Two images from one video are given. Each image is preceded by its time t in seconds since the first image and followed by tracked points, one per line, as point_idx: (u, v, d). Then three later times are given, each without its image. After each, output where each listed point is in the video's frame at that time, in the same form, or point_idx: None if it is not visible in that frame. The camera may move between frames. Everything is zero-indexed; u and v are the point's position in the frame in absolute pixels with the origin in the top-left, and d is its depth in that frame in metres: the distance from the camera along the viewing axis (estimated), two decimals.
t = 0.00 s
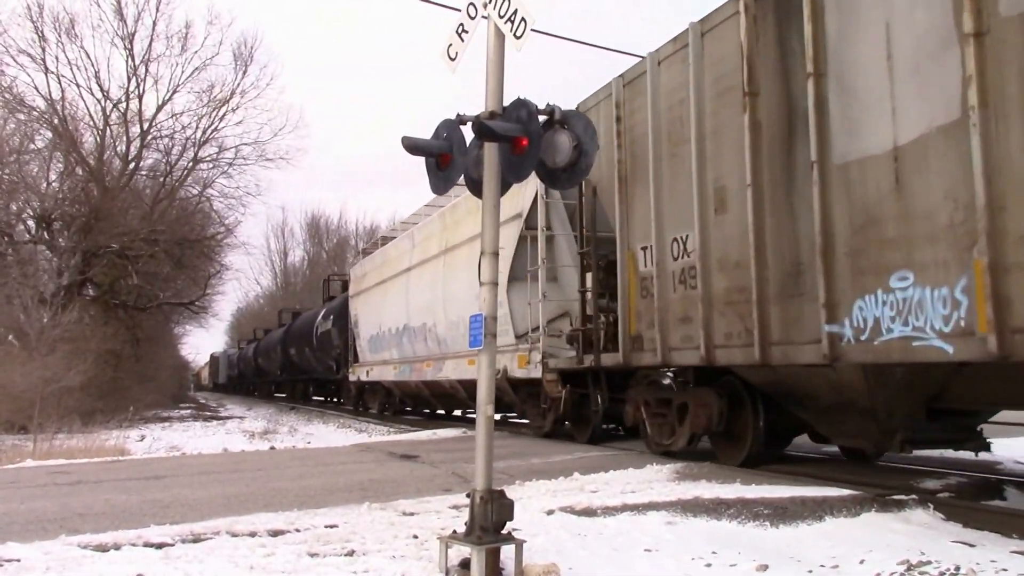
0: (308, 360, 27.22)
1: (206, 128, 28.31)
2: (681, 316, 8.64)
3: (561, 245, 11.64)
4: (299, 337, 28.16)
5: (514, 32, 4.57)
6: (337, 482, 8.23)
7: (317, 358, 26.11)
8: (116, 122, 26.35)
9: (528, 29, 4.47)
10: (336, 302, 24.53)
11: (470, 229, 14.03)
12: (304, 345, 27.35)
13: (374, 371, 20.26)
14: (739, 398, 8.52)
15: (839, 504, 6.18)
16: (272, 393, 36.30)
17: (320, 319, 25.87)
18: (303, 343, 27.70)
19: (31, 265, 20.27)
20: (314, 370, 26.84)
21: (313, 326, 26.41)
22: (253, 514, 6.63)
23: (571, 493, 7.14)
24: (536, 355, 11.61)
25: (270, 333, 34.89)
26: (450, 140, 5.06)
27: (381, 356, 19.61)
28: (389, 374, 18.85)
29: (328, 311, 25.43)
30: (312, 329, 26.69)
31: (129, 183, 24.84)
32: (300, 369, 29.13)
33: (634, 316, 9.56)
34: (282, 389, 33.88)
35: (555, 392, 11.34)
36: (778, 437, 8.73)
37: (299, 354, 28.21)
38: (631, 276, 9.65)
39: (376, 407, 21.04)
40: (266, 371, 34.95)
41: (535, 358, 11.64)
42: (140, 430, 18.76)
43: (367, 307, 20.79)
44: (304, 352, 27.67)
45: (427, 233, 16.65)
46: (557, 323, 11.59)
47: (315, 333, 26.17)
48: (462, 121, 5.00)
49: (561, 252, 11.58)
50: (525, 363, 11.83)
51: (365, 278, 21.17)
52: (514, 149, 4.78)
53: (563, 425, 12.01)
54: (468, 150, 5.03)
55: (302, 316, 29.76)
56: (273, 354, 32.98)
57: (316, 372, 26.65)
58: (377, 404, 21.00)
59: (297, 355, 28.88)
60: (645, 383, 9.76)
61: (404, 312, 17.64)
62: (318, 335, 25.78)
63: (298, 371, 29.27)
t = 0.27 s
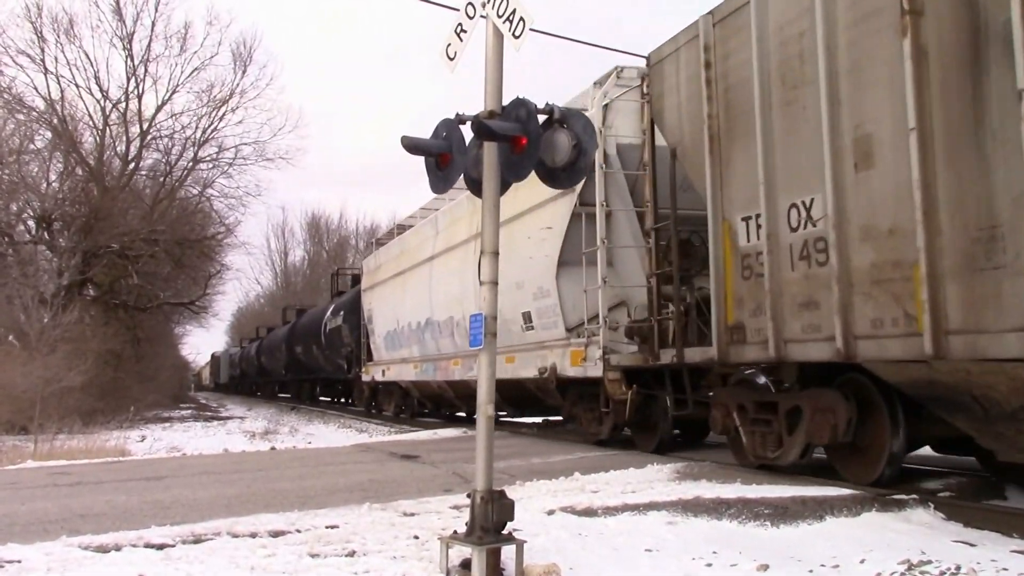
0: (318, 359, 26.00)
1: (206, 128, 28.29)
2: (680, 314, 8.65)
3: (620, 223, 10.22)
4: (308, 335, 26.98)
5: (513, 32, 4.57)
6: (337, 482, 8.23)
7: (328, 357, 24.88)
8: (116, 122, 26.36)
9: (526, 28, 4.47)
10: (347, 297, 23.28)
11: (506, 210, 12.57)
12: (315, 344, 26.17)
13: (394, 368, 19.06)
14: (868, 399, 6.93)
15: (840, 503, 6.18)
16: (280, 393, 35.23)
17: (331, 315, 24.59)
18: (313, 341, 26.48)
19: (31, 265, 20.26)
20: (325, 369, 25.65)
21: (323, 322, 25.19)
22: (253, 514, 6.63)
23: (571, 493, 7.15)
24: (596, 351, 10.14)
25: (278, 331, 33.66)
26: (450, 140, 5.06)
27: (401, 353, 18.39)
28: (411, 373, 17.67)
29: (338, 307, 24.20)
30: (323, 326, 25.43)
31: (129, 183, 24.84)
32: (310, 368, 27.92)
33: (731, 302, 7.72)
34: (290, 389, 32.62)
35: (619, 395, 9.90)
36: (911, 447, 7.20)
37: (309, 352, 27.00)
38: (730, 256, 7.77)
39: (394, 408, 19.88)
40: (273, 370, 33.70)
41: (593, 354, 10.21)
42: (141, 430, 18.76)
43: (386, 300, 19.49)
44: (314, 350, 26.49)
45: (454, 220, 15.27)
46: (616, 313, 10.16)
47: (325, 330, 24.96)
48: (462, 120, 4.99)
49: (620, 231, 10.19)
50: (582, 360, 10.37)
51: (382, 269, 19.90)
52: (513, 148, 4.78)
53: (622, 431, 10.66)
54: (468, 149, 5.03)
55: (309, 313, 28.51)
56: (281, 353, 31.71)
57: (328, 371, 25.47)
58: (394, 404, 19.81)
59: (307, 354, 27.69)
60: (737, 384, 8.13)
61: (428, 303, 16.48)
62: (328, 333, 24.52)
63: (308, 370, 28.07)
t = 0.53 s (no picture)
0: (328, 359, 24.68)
1: (206, 129, 28.30)
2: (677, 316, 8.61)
3: (700, 194, 8.43)
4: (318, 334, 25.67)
5: (514, 33, 4.57)
6: (337, 483, 8.24)
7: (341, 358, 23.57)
8: (116, 123, 26.37)
9: (526, 30, 4.48)
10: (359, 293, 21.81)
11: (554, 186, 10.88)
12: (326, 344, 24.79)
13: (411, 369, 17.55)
14: None
15: (840, 505, 6.19)
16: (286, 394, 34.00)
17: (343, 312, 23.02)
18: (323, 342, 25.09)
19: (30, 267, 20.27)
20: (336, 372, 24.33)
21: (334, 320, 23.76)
22: (252, 515, 6.64)
23: (571, 494, 7.15)
24: (676, 348, 8.39)
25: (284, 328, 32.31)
26: (450, 142, 5.07)
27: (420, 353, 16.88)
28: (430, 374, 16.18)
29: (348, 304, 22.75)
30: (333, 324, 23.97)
31: (128, 184, 24.84)
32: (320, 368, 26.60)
33: (881, 281, 5.56)
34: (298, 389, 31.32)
35: (705, 400, 8.20)
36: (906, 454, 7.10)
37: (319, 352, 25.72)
38: (876, 222, 5.61)
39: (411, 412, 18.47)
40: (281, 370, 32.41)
41: (671, 351, 8.48)
42: (140, 431, 18.76)
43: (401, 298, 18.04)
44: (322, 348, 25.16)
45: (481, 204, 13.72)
46: (696, 302, 8.37)
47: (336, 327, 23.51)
48: (461, 122, 5.00)
49: (702, 202, 8.39)
50: (657, 358, 8.64)
51: (397, 265, 18.41)
52: (513, 150, 4.79)
53: (700, 442, 8.92)
54: (468, 151, 5.03)
55: (317, 309, 27.03)
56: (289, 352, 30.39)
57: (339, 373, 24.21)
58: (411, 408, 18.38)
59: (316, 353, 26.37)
60: (865, 387, 6.17)
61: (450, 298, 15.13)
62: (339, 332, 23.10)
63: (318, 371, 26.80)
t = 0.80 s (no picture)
0: (340, 358, 23.26)
1: (205, 129, 28.29)
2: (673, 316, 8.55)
3: (818, 149, 6.96)
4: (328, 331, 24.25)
5: (512, 34, 4.57)
6: (337, 484, 8.24)
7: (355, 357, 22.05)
8: (115, 124, 26.38)
9: (525, 31, 4.48)
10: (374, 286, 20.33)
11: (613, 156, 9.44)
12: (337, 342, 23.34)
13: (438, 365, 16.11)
14: None
15: (840, 506, 6.19)
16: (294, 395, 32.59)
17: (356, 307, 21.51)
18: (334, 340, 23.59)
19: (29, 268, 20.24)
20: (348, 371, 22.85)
21: (348, 316, 22.27)
22: (252, 516, 6.64)
23: (570, 495, 7.15)
24: (795, 342, 6.87)
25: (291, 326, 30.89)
26: (449, 143, 5.06)
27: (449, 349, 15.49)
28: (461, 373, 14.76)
29: (361, 299, 21.25)
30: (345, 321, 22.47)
31: (127, 185, 24.82)
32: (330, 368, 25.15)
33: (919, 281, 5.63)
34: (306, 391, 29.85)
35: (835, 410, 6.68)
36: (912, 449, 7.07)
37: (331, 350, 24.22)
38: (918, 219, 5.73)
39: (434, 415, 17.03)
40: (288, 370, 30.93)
41: (786, 346, 6.97)
42: (140, 432, 18.76)
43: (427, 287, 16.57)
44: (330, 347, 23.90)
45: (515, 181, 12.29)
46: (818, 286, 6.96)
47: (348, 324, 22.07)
48: (461, 123, 5.00)
49: (822, 159, 6.96)
50: (767, 356, 7.16)
51: (417, 255, 16.99)
52: (512, 150, 4.78)
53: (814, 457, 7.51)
54: (466, 151, 5.03)
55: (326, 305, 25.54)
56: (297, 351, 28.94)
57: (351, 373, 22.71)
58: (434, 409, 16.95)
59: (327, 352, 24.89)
60: None
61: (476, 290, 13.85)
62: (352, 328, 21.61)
63: (328, 370, 25.33)
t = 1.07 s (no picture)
0: (354, 357, 21.93)
1: (205, 129, 28.30)
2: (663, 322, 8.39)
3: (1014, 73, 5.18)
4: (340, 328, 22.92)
5: (513, 35, 4.57)
6: (336, 484, 8.24)
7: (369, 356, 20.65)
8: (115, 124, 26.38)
9: (526, 31, 4.48)
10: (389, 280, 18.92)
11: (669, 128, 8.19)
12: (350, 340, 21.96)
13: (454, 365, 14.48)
14: None
15: (839, 507, 6.20)
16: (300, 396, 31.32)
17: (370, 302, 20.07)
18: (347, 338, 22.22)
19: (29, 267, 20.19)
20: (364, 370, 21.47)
21: (361, 312, 20.87)
22: (252, 516, 6.64)
23: (569, 495, 7.16)
24: (990, 329, 4.88)
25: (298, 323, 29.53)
26: (449, 143, 5.06)
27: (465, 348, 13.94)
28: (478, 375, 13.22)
29: (375, 293, 19.88)
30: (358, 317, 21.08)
31: (126, 184, 24.79)
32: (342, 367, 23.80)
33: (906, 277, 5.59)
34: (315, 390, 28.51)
35: (1004, 441, 4.93)
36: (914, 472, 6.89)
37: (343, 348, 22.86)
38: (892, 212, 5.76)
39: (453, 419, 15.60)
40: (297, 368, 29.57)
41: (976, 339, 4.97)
42: (139, 432, 18.73)
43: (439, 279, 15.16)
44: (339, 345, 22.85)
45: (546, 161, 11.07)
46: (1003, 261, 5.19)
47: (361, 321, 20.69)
48: (461, 123, 5.00)
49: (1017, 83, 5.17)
50: (945, 351, 5.16)
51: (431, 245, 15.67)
52: (513, 151, 4.78)
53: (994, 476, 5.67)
54: (467, 152, 5.03)
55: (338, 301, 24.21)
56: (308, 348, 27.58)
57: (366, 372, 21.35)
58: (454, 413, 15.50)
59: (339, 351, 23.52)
60: None
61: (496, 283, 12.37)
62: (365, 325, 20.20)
63: (341, 369, 24.04)
